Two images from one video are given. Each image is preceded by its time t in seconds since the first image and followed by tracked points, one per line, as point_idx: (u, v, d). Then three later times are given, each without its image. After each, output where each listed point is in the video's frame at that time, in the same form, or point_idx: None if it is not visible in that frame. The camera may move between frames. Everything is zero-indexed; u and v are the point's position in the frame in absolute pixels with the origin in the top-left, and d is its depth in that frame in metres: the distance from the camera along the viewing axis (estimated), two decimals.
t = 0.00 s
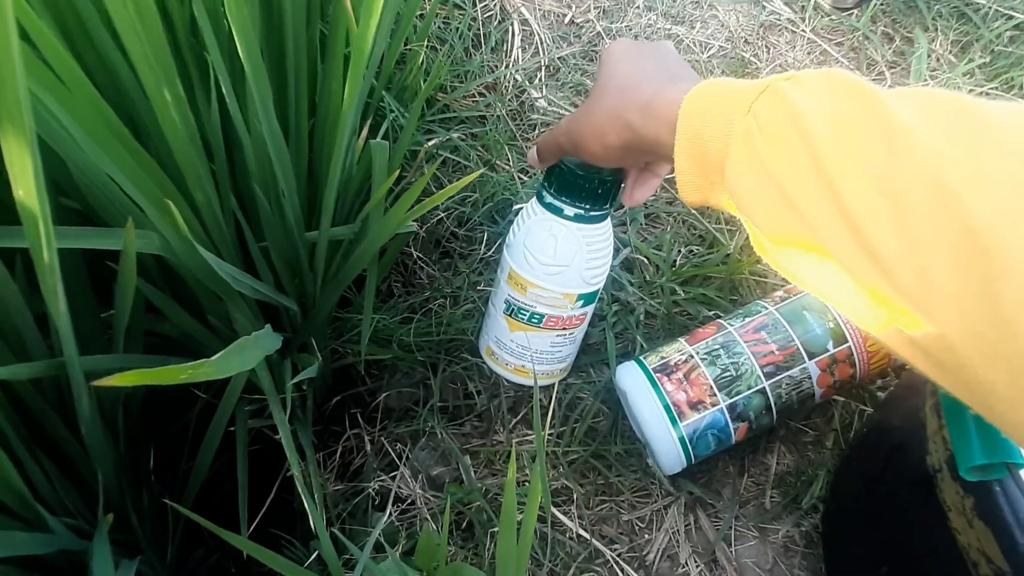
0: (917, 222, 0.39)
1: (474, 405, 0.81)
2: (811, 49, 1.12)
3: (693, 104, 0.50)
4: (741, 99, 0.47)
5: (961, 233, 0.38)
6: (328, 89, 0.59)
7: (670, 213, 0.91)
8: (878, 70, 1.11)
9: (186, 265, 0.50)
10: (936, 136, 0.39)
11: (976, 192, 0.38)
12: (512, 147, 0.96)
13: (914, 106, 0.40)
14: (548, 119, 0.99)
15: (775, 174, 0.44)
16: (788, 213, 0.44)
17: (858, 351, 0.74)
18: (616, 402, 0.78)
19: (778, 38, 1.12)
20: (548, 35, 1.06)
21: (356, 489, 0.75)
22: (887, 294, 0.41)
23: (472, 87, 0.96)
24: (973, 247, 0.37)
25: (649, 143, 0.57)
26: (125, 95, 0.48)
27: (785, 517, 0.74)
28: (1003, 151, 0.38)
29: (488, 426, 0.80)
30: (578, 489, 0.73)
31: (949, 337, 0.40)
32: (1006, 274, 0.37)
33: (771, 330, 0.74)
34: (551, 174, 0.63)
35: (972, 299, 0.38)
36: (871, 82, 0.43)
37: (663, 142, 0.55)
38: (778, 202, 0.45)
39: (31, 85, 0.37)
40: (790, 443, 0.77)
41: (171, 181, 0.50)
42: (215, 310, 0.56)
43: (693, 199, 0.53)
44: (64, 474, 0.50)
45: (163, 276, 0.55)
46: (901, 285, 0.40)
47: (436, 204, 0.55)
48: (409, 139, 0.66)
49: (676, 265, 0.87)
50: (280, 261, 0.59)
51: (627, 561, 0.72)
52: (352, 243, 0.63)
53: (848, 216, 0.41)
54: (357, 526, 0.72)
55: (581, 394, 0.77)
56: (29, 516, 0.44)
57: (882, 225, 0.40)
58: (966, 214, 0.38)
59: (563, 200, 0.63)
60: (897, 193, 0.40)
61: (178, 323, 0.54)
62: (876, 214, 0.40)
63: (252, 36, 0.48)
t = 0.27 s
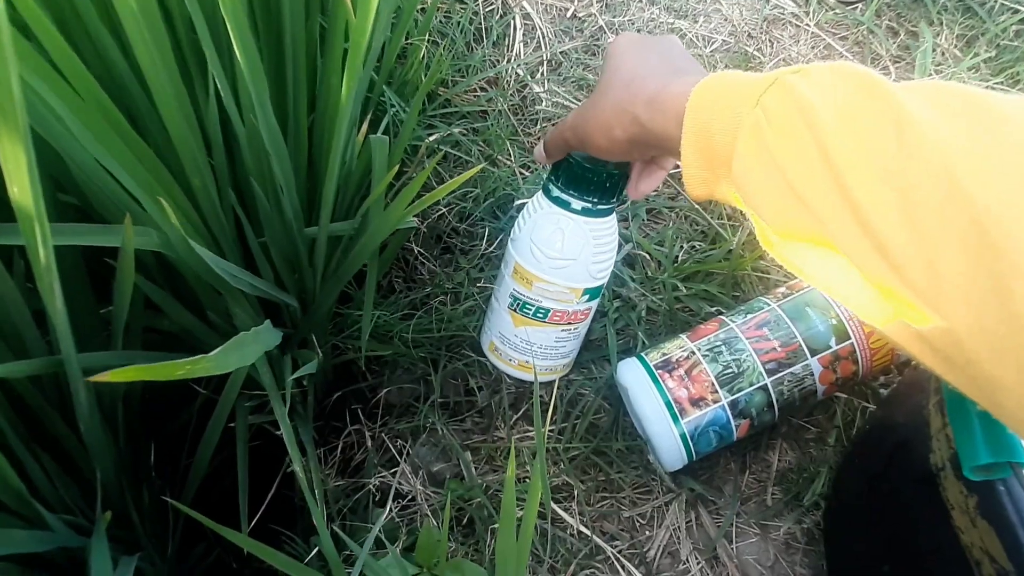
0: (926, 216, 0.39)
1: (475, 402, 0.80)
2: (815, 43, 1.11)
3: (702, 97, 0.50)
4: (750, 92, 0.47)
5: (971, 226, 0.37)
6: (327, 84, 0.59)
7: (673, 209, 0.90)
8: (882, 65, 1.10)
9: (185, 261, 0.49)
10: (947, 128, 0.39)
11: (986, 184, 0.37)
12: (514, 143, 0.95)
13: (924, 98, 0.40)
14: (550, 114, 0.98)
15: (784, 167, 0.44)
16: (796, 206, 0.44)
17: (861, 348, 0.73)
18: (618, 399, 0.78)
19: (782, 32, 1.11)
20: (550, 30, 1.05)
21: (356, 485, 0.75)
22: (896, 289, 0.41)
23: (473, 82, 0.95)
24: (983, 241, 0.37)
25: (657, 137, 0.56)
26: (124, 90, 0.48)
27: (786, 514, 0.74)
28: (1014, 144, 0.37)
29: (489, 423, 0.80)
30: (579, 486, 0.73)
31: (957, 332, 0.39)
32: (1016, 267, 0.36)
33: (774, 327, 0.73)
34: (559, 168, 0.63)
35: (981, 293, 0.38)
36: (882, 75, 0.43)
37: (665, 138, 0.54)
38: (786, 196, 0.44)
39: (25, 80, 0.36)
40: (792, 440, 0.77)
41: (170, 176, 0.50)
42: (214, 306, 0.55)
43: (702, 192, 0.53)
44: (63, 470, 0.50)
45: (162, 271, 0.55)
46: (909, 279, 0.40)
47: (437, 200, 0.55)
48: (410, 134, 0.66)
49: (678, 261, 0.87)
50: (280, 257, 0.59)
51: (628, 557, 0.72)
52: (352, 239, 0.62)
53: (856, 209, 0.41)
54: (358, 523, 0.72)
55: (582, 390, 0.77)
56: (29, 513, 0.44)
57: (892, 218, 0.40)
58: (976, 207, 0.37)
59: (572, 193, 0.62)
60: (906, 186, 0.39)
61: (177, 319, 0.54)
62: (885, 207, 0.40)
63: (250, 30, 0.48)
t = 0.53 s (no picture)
0: (939, 205, 0.39)
1: (479, 396, 0.81)
2: (818, 39, 1.11)
3: (709, 87, 0.50)
4: (759, 81, 0.47)
5: (985, 216, 0.38)
6: (333, 80, 0.59)
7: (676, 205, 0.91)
8: (886, 60, 1.10)
9: (193, 255, 0.50)
10: (960, 118, 0.39)
11: (1000, 174, 0.38)
12: (517, 138, 0.96)
13: (937, 89, 0.40)
14: (553, 110, 0.99)
15: (794, 157, 0.44)
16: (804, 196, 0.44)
17: (863, 343, 0.74)
18: (620, 394, 0.78)
19: (785, 28, 1.11)
20: (554, 26, 1.06)
21: (361, 479, 0.75)
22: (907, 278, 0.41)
23: (477, 78, 0.96)
24: (997, 230, 0.38)
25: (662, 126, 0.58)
26: (132, 88, 0.48)
27: (788, 507, 0.75)
28: None
29: (493, 417, 0.81)
30: (582, 479, 0.74)
31: (969, 320, 0.40)
32: None
33: (776, 322, 0.74)
34: (562, 168, 0.63)
35: (994, 282, 0.38)
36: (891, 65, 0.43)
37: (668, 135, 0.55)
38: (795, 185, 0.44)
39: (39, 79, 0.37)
40: (793, 434, 0.78)
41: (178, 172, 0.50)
42: (221, 300, 0.56)
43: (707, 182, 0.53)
44: (73, 463, 0.50)
45: (169, 265, 0.55)
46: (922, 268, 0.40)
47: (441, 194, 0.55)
48: (414, 131, 0.66)
49: (681, 256, 0.87)
50: (286, 252, 0.60)
51: (630, 550, 0.72)
52: (357, 234, 0.63)
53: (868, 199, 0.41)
54: (362, 515, 0.72)
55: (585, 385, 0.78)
56: (40, 503, 0.44)
57: (905, 208, 0.40)
58: (991, 197, 0.38)
59: (576, 194, 0.62)
60: (919, 176, 0.40)
61: (184, 313, 0.54)
62: (899, 198, 0.40)
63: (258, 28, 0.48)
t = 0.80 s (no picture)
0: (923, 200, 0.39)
1: (478, 387, 0.81)
2: (818, 32, 1.11)
3: (687, 88, 0.50)
4: (743, 78, 0.47)
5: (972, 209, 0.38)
6: (331, 71, 0.59)
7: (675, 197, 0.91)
8: (886, 53, 1.10)
9: (192, 243, 0.50)
10: (945, 113, 0.39)
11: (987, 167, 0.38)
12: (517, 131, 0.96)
13: (918, 84, 0.41)
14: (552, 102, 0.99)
15: (779, 155, 0.44)
16: (788, 191, 0.44)
17: (860, 333, 0.74)
18: (619, 385, 0.78)
19: (785, 21, 1.11)
20: (553, 18, 1.06)
21: (360, 468, 0.76)
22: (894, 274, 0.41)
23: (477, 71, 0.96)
24: (984, 224, 0.37)
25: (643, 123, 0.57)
26: (132, 77, 0.48)
27: (785, 497, 0.75)
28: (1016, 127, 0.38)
29: (492, 408, 0.81)
30: (580, 469, 0.74)
31: (961, 317, 0.39)
32: (1018, 250, 0.37)
33: (773, 313, 0.74)
34: (544, 171, 0.63)
35: (981, 277, 0.38)
36: (876, 64, 0.43)
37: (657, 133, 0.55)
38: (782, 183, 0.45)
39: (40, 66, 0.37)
40: (792, 425, 0.78)
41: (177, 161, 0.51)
42: (220, 289, 0.56)
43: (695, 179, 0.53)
44: (74, 450, 0.51)
45: (168, 255, 0.56)
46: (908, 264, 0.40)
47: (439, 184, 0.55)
48: (413, 122, 0.67)
49: (679, 248, 0.88)
50: (285, 241, 0.60)
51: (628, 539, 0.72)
52: (356, 225, 0.63)
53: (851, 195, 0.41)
54: (362, 504, 0.73)
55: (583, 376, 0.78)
56: (41, 488, 0.45)
57: (887, 202, 0.40)
58: (973, 189, 0.38)
59: (561, 196, 0.62)
60: (904, 172, 0.40)
61: (184, 302, 0.55)
62: (880, 192, 0.40)
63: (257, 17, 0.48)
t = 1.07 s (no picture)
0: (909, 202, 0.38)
1: (484, 383, 0.81)
2: (824, 28, 1.11)
3: (655, 94, 0.51)
4: (713, 82, 0.47)
5: (961, 209, 0.37)
6: (339, 67, 0.59)
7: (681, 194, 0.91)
8: (892, 49, 1.10)
9: (200, 240, 0.50)
10: (921, 113, 0.39)
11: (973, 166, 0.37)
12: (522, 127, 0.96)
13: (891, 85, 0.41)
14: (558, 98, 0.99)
15: (751, 160, 0.44)
16: (763, 196, 0.44)
17: (867, 330, 0.74)
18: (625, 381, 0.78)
19: (791, 16, 1.11)
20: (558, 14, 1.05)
21: (367, 465, 0.76)
22: (880, 281, 0.40)
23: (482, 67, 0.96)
24: (964, 223, 0.37)
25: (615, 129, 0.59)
26: (141, 75, 0.48)
27: (792, 494, 0.75)
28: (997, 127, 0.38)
29: (498, 405, 0.81)
30: (586, 466, 0.74)
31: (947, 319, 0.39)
32: (1001, 248, 0.36)
33: (781, 310, 0.74)
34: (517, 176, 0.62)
35: (966, 277, 0.38)
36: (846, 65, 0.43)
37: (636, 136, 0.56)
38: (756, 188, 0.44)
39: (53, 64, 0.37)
40: (798, 422, 0.78)
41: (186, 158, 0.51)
42: (228, 286, 0.56)
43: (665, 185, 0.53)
44: (83, 447, 0.51)
45: (177, 252, 0.56)
46: (896, 271, 0.39)
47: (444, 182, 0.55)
48: (420, 117, 0.67)
49: (686, 245, 0.88)
50: (292, 238, 0.60)
51: (635, 536, 0.72)
52: (363, 222, 0.63)
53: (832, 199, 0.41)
54: (369, 500, 0.73)
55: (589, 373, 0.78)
56: (51, 485, 0.45)
57: (865, 205, 0.40)
58: (953, 188, 0.37)
59: (537, 198, 0.62)
60: (884, 173, 0.39)
61: (192, 299, 0.55)
62: (858, 194, 0.40)
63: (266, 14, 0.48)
